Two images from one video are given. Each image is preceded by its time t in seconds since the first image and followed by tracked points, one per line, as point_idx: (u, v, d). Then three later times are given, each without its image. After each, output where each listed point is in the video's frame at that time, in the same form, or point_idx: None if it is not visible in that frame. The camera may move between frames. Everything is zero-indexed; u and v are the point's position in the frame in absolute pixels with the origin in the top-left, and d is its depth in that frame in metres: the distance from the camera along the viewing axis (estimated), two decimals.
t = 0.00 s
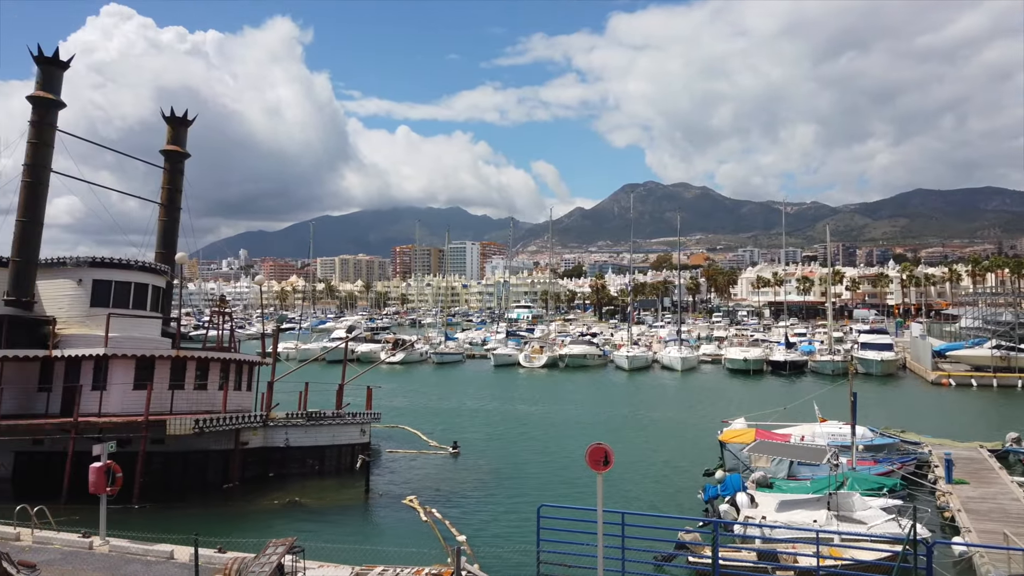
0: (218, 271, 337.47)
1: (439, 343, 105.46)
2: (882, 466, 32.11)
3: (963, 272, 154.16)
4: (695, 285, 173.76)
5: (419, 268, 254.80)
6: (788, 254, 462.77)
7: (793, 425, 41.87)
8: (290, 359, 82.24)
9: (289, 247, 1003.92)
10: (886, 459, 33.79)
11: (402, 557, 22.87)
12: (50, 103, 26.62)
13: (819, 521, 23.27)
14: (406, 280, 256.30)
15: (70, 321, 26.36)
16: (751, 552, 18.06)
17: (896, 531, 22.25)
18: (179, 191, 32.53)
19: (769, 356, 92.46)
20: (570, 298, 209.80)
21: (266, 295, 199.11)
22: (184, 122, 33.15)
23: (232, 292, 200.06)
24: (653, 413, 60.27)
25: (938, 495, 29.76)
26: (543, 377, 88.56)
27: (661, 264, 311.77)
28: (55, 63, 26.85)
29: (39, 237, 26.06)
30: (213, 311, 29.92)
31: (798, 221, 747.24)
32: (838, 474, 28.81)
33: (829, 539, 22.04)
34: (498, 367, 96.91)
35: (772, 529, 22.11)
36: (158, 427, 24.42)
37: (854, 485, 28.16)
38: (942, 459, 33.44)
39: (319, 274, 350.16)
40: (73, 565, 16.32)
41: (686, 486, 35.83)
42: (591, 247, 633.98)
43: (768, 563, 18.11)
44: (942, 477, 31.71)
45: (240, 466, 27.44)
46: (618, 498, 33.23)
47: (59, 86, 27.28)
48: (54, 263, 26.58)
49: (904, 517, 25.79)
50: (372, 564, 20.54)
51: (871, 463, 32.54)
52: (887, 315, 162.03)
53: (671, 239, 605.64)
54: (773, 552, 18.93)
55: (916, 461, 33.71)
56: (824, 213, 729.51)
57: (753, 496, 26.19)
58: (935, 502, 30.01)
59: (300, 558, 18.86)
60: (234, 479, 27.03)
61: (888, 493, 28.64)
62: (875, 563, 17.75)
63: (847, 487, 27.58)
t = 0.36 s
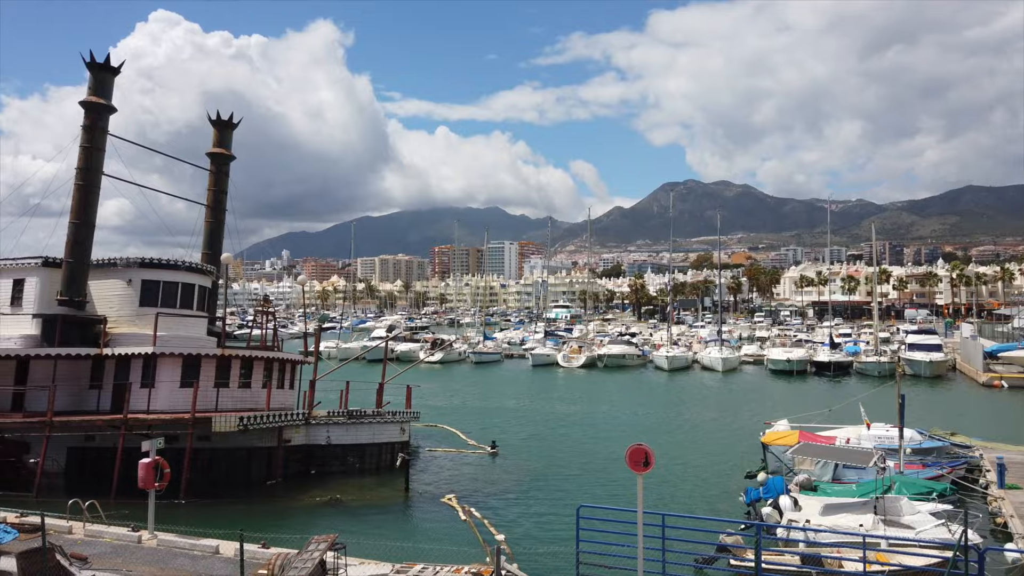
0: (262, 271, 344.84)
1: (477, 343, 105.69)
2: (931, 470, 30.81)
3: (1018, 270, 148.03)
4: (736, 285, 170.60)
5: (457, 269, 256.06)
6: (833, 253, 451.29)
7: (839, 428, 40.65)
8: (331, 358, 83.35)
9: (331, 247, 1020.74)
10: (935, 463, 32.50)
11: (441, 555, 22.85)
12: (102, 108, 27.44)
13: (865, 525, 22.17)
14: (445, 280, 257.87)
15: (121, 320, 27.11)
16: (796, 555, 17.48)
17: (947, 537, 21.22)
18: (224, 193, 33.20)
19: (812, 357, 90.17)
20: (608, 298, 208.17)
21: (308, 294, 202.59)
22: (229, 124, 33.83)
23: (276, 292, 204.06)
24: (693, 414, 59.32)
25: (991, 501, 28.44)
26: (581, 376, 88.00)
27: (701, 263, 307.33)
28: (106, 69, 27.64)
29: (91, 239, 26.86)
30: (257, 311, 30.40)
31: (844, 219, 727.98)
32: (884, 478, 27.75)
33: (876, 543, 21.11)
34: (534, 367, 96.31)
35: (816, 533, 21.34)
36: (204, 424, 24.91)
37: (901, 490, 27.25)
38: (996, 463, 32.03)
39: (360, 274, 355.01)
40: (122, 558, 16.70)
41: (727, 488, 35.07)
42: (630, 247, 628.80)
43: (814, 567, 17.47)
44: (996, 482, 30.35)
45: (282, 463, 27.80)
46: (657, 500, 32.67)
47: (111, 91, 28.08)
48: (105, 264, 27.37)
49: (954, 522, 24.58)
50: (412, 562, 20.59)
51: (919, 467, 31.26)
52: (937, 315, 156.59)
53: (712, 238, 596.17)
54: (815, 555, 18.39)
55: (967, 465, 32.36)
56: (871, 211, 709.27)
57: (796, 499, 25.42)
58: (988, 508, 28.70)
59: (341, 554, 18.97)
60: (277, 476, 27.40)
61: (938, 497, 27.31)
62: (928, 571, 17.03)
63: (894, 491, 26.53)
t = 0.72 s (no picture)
0: (305, 272, 351.41)
1: (517, 343, 105.55)
2: (985, 475, 29.32)
3: None
4: (779, 285, 166.95)
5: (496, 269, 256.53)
6: (881, 252, 437.96)
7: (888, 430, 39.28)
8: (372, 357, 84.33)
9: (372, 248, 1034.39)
10: (990, 467, 31.12)
11: (481, 554, 22.79)
12: (150, 112, 28.19)
13: (915, 530, 21.46)
14: (484, 280, 258.59)
15: (169, 319, 27.81)
16: (841, 560, 16.94)
17: (1002, 543, 20.10)
18: (268, 195, 33.77)
19: (859, 358, 87.52)
20: (648, 298, 205.96)
21: (350, 294, 205.44)
22: (272, 127, 34.42)
23: (319, 292, 207.50)
24: (735, 415, 58.19)
25: None
26: (620, 376, 87.18)
27: (743, 262, 301.63)
28: (154, 74, 28.37)
29: (141, 240, 27.62)
30: (300, 310, 30.85)
31: (893, 216, 705.97)
32: (936, 482, 26.62)
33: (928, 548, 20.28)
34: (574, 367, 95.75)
35: (864, 537, 20.60)
36: (250, 422, 25.38)
37: (954, 495, 25.84)
38: None
39: (400, 274, 358.69)
40: (172, 552, 17.08)
41: (772, 491, 34.21)
42: (670, 246, 620.90)
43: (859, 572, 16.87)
44: None
45: (326, 461, 28.12)
46: (700, 501, 32.12)
47: (159, 96, 28.81)
48: (154, 265, 28.11)
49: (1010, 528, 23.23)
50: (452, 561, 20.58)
51: (972, 472, 29.82)
52: (992, 315, 150.44)
53: (755, 236, 584.85)
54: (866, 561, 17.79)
55: None
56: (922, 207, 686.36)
57: (843, 503, 24.65)
58: None
59: (385, 551, 19.09)
60: (320, 473, 27.71)
61: (993, 502, 25.77)
62: None
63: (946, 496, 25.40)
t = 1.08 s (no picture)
0: (341, 272, 355.63)
1: (550, 343, 105.26)
2: None
3: None
4: (817, 284, 163.41)
5: (529, 268, 256.22)
6: (923, 250, 425.68)
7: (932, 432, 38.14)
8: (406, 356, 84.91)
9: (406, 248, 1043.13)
10: None
11: (516, 553, 22.67)
12: (190, 115, 28.77)
13: (960, 534, 20.68)
14: (517, 280, 258.55)
15: (209, 318, 28.35)
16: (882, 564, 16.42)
17: None
18: (305, 196, 34.23)
19: (901, 359, 85.16)
20: (683, 297, 203.59)
21: (384, 294, 207.38)
22: (308, 129, 34.87)
23: (353, 292, 209.82)
24: (772, 416, 57.14)
25: None
26: (654, 377, 86.29)
27: (780, 261, 296.11)
28: (194, 77, 28.96)
29: (181, 241, 28.22)
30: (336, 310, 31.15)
31: (937, 212, 685.50)
32: (981, 486, 25.57)
33: (973, 554, 19.54)
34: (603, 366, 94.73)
35: (906, 542, 19.95)
36: (288, 420, 25.70)
37: (1000, 499, 24.43)
38: None
39: (434, 274, 360.91)
40: (212, 547, 17.38)
41: (811, 493, 33.45)
42: (705, 245, 612.73)
43: None
44: None
45: (361, 458, 28.33)
46: (737, 502, 31.69)
47: (198, 99, 29.40)
48: (194, 265, 28.70)
49: None
50: (487, 559, 20.53)
51: (1018, 476, 28.67)
52: None
53: (792, 235, 573.72)
54: (911, 567, 17.24)
55: None
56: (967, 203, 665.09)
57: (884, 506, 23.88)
58: None
59: (420, 550, 19.14)
60: (357, 471, 27.97)
61: None
62: None
63: (992, 500, 24.30)
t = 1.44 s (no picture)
0: (380, 272, 359.97)
1: (588, 343, 104.67)
2: None
3: None
4: (861, 283, 159.06)
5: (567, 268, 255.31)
6: (975, 248, 410.85)
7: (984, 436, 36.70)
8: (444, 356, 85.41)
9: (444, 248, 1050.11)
10: None
11: (555, 553, 22.57)
12: (235, 118, 29.40)
13: (1012, 541, 19.86)
14: (554, 280, 257.84)
15: (252, 317, 28.90)
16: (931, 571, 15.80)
17: None
18: (345, 197, 34.64)
19: (950, 360, 82.27)
20: (723, 297, 200.45)
21: (422, 294, 209.01)
22: (349, 131, 35.30)
23: (392, 291, 211.98)
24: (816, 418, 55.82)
25: None
26: (693, 377, 85.04)
27: (824, 260, 289.13)
28: (238, 81, 29.57)
29: (226, 242, 28.84)
30: (376, 309, 31.45)
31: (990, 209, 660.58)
32: None
33: None
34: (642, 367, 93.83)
35: (957, 548, 19.17)
36: (329, 418, 26.00)
37: None
38: None
39: (471, 274, 362.52)
40: (255, 543, 17.67)
41: (857, 497, 32.50)
42: (746, 244, 601.97)
43: None
44: None
45: (401, 457, 28.51)
46: (780, 505, 30.99)
47: (242, 103, 30.00)
48: (238, 266, 29.30)
49: None
50: (525, 559, 20.43)
51: None
52: None
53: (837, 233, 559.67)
54: None
55: None
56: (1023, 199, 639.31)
57: (932, 510, 23.08)
58: None
59: (458, 549, 19.18)
60: (396, 469, 28.15)
61: None
62: None
63: None
